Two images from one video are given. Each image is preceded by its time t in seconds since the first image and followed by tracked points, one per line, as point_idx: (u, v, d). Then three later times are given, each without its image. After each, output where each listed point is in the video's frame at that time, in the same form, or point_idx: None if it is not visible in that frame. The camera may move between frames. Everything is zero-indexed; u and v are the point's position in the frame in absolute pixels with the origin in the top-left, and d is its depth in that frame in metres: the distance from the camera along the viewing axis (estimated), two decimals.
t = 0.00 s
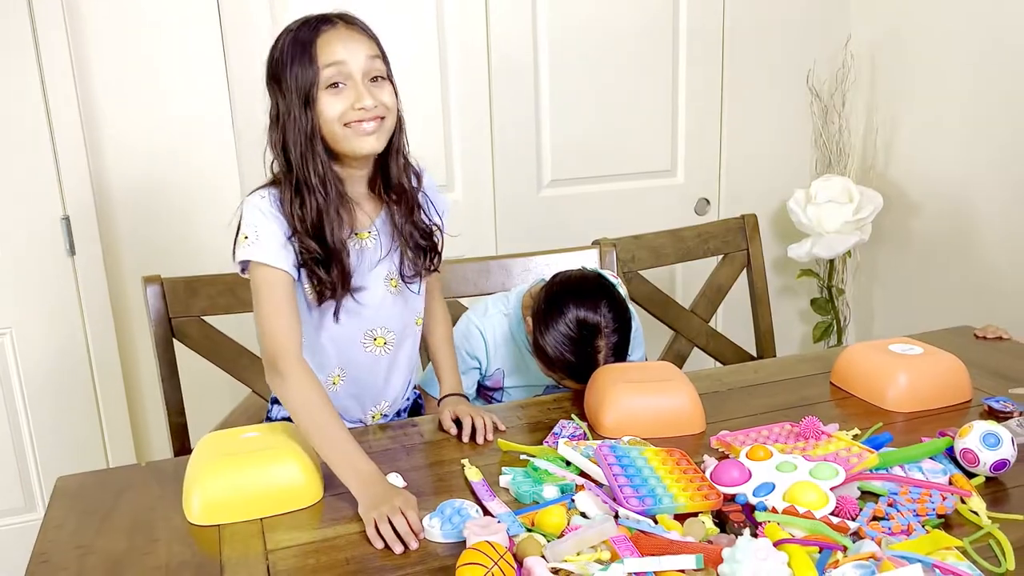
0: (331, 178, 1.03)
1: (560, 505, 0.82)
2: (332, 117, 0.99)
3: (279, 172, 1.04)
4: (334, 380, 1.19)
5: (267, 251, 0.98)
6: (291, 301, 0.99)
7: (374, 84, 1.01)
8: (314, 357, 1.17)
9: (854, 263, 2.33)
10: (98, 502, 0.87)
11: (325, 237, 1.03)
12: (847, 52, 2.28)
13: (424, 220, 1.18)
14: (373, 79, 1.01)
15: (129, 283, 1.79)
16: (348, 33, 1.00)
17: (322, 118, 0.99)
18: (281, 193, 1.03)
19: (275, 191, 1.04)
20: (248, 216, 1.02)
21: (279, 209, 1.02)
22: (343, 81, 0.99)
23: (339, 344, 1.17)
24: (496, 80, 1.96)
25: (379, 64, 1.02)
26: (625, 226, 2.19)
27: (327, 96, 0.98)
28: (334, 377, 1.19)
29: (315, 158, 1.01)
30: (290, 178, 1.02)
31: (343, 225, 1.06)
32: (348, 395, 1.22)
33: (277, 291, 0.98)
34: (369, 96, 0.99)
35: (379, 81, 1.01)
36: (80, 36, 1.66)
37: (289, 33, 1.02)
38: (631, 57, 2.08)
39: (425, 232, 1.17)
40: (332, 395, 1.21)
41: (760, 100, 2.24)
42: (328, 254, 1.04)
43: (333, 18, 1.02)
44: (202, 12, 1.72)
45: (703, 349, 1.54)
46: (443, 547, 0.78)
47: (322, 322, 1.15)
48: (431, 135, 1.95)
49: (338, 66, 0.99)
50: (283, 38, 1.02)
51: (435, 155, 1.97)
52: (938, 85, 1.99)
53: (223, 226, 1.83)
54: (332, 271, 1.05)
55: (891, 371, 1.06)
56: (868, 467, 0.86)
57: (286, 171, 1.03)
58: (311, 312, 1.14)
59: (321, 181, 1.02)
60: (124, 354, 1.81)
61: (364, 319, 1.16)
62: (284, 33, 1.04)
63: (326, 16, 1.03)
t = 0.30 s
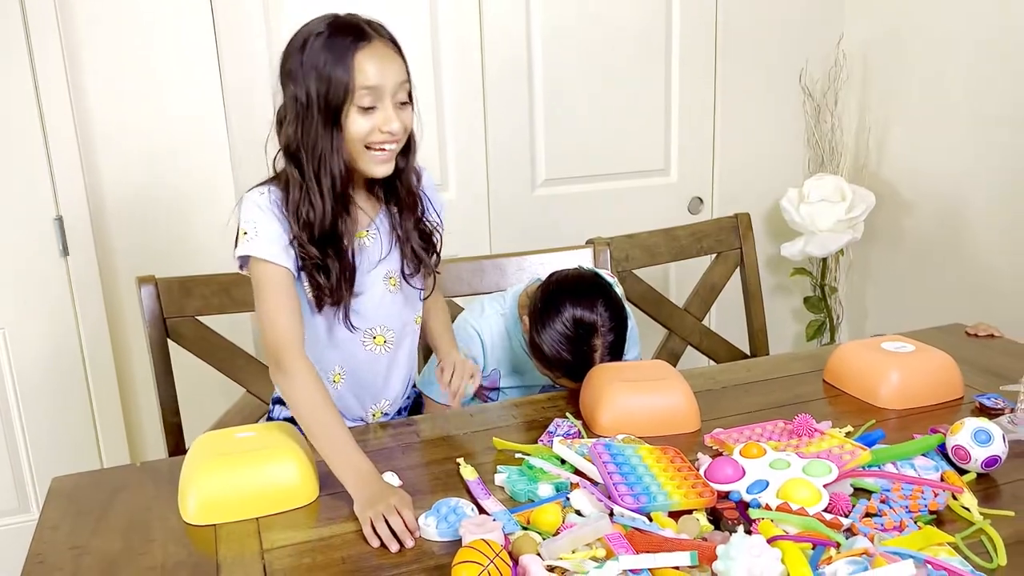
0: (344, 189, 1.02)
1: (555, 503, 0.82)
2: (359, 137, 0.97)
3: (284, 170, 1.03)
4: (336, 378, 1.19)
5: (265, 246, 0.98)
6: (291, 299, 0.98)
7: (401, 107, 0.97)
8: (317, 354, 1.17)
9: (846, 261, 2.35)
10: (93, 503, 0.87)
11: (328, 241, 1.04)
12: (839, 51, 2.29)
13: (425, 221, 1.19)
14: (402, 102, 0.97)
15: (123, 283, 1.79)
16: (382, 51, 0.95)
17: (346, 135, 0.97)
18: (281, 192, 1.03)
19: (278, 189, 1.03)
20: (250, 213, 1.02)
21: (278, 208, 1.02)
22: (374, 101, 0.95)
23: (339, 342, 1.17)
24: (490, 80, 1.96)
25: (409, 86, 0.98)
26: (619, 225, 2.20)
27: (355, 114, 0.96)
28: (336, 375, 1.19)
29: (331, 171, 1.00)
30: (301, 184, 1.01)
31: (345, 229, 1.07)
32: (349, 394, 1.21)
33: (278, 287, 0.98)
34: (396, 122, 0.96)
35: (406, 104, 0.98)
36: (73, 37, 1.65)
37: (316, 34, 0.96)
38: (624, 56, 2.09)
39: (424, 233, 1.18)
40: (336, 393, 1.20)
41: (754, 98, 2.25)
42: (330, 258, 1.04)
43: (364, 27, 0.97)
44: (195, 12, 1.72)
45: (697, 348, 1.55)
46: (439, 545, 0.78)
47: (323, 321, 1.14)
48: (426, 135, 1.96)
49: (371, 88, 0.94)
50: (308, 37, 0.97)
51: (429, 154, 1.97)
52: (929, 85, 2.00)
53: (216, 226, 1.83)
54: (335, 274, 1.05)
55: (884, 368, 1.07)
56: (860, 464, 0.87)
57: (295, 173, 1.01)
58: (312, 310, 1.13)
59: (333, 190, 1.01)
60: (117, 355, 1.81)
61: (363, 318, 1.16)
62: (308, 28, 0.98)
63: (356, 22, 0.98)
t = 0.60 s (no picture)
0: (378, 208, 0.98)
1: (549, 501, 0.83)
2: (402, 155, 0.93)
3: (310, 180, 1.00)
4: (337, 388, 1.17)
5: (276, 257, 0.95)
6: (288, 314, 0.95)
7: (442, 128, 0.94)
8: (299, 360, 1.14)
9: (839, 260, 2.36)
10: (88, 503, 0.87)
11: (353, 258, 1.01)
12: (832, 51, 2.31)
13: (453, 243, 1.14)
14: (444, 122, 0.94)
15: (117, 283, 1.79)
16: (429, 70, 0.91)
17: (386, 155, 0.93)
18: (303, 200, 1.00)
19: (303, 198, 1.00)
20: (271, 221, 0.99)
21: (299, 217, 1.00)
22: (421, 122, 0.92)
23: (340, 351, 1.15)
24: (484, 81, 1.97)
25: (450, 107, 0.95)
26: (613, 225, 2.20)
27: (402, 135, 0.92)
28: (335, 386, 1.17)
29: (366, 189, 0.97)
30: (334, 201, 0.98)
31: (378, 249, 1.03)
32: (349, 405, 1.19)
33: (275, 300, 0.95)
34: (438, 144, 0.93)
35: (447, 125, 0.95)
36: (66, 38, 1.65)
37: (360, 47, 0.92)
38: (617, 56, 2.10)
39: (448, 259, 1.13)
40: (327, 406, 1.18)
41: (747, 98, 2.26)
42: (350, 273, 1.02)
43: (410, 43, 0.93)
44: (190, 11, 1.72)
45: (691, 346, 1.55)
46: (435, 543, 0.78)
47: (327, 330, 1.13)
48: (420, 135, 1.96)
49: (420, 108, 0.91)
50: (351, 50, 0.92)
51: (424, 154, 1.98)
52: (921, 85, 2.02)
53: (210, 226, 1.83)
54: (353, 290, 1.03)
55: (875, 366, 1.08)
56: (852, 461, 0.87)
57: (324, 185, 0.98)
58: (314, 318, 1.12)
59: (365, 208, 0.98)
60: (112, 355, 1.81)
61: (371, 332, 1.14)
62: (349, 38, 0.94)
63: (401, 36, 0.94)
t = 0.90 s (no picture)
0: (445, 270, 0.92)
1: (542, 501, 0.83)
2: (472, 216, 0.87)
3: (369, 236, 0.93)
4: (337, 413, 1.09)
5: (295, 282, 0.91)
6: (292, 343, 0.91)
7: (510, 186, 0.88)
8: (292, 377, 1.12)
9: (834, 259, 2.36)
10: (81, 505, 0.87)
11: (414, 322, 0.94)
12: (826, 50, 2.31)
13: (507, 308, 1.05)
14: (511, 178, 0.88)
15: (111, 284, 1.79)
16: (499, 126, 0.85)
17: (454, 216, 0.87)
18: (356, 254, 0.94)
19: (351, 244, 0.95)
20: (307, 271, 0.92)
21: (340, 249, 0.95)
22: (489, 181, 0.85)
23: (348, 376, 1.09)
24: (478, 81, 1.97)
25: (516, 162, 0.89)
26: (608, 224, 2.20)
27: (470, 196, 0.86)
28: (336, 410, 1.09)
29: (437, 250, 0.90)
30: (397, 264, 0.92)
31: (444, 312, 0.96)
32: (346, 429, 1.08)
33: (280, 325, 0.90)
34: (505, 202, 0.87)
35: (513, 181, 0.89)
36: (59, 38, 1.65)
37: (429, 102, 0.86)
38: (612, 56, 2.10)
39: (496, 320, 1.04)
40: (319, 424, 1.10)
41: (741, 98, 2.26)
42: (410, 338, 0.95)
43: (475, 96, 0.87)
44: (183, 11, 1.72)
45: (686, 346, 1.56)
46: (430, 544, 0.79)
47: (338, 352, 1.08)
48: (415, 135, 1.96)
49: (490, 167, 0.85)
50: (414, 108, 0.86)
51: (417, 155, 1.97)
52: (914, 85, 2.02)
53: (204, 226, 1.83)
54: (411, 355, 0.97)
55: (868, 366, 1.08)
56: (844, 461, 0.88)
57: (386, 246, 0.92)
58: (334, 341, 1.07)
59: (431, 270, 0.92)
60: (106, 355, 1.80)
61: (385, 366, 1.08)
62: (408, 92, 0.88)
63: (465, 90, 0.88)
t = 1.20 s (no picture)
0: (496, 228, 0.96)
1: (536, 500, 0.83)
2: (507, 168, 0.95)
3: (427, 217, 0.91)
4: (337, 405, 1.13)
5: (297, 274, 0.92)
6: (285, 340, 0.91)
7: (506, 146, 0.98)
8: (296, 368, 1.17)
9: (830, 258, 2.36)
10: (73, 505, 0.87)
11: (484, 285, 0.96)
12: (821, 48, 2.31)
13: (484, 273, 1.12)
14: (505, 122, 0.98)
15: (105, 284, 1.78)
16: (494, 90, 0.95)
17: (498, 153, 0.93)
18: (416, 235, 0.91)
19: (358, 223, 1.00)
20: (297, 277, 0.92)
21: (340, 240, 0.99)
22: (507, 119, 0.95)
23: (350, 367, 1.11)
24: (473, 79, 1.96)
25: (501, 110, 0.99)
26: (604, 223, 2.20)
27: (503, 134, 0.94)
28: (336, 401, 1.14)
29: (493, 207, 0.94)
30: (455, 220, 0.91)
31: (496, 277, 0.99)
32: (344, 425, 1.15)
33: (277, 316, 0.90)
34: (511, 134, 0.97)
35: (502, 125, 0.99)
36: (52, 36, 1.64)
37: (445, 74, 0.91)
38: (608, 55, 2.09)
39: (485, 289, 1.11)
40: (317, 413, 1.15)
41: (737, 97, 2.26)
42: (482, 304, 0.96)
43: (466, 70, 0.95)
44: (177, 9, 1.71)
45: (682, 345, 1.55)
46: (423, 542, 0.78)
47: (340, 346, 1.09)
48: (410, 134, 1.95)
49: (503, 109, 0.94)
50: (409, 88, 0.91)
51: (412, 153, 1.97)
52: (910, 83, 2.02)
53: (199, 225, 1.82)
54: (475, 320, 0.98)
55: (863, 363, 1.08)
56: (839, 458, 0.87)
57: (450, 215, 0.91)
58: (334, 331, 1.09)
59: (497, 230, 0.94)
60: (101, 355, 1.80)
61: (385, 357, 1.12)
62: (398, 78, 0.91)
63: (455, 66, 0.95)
